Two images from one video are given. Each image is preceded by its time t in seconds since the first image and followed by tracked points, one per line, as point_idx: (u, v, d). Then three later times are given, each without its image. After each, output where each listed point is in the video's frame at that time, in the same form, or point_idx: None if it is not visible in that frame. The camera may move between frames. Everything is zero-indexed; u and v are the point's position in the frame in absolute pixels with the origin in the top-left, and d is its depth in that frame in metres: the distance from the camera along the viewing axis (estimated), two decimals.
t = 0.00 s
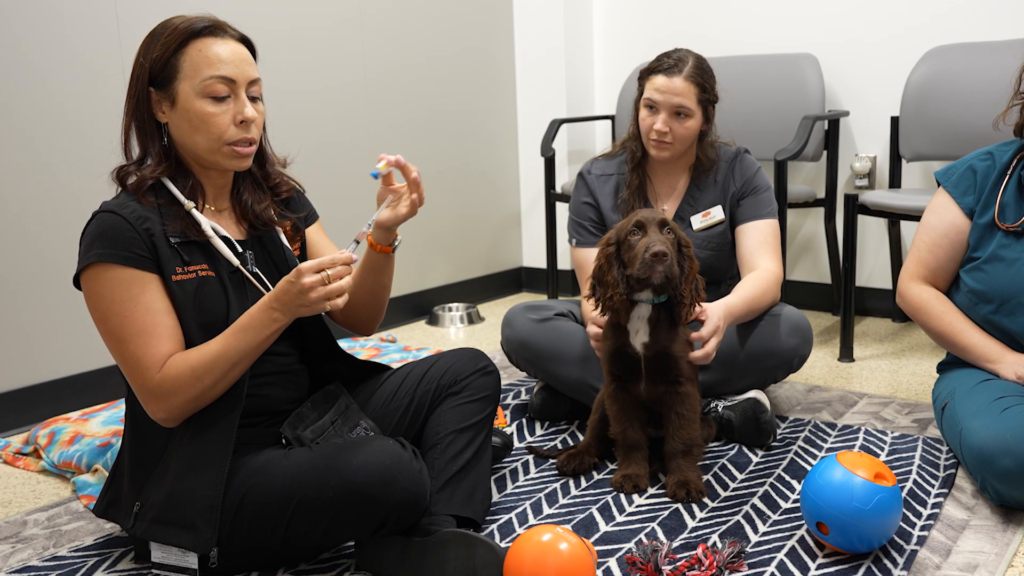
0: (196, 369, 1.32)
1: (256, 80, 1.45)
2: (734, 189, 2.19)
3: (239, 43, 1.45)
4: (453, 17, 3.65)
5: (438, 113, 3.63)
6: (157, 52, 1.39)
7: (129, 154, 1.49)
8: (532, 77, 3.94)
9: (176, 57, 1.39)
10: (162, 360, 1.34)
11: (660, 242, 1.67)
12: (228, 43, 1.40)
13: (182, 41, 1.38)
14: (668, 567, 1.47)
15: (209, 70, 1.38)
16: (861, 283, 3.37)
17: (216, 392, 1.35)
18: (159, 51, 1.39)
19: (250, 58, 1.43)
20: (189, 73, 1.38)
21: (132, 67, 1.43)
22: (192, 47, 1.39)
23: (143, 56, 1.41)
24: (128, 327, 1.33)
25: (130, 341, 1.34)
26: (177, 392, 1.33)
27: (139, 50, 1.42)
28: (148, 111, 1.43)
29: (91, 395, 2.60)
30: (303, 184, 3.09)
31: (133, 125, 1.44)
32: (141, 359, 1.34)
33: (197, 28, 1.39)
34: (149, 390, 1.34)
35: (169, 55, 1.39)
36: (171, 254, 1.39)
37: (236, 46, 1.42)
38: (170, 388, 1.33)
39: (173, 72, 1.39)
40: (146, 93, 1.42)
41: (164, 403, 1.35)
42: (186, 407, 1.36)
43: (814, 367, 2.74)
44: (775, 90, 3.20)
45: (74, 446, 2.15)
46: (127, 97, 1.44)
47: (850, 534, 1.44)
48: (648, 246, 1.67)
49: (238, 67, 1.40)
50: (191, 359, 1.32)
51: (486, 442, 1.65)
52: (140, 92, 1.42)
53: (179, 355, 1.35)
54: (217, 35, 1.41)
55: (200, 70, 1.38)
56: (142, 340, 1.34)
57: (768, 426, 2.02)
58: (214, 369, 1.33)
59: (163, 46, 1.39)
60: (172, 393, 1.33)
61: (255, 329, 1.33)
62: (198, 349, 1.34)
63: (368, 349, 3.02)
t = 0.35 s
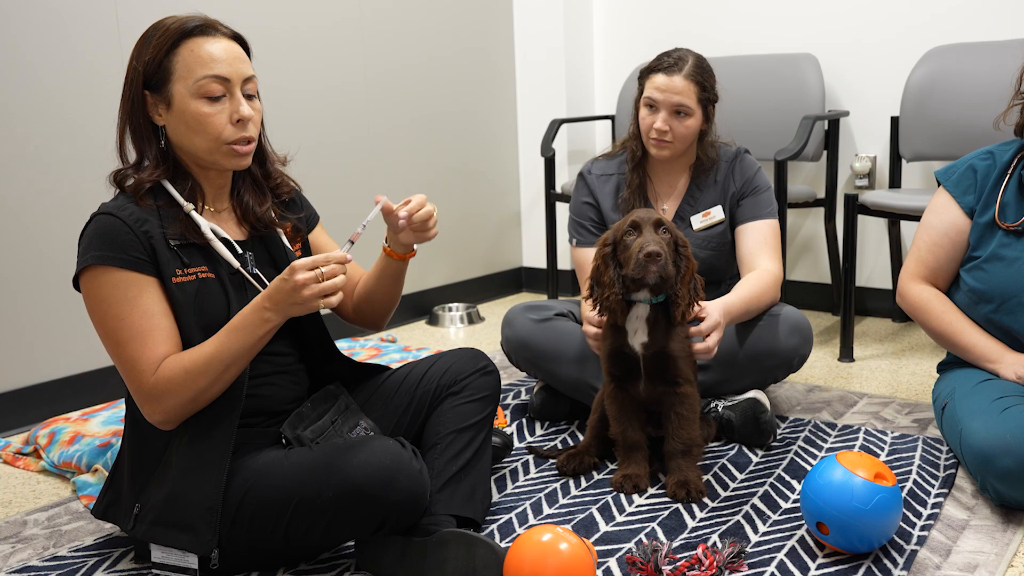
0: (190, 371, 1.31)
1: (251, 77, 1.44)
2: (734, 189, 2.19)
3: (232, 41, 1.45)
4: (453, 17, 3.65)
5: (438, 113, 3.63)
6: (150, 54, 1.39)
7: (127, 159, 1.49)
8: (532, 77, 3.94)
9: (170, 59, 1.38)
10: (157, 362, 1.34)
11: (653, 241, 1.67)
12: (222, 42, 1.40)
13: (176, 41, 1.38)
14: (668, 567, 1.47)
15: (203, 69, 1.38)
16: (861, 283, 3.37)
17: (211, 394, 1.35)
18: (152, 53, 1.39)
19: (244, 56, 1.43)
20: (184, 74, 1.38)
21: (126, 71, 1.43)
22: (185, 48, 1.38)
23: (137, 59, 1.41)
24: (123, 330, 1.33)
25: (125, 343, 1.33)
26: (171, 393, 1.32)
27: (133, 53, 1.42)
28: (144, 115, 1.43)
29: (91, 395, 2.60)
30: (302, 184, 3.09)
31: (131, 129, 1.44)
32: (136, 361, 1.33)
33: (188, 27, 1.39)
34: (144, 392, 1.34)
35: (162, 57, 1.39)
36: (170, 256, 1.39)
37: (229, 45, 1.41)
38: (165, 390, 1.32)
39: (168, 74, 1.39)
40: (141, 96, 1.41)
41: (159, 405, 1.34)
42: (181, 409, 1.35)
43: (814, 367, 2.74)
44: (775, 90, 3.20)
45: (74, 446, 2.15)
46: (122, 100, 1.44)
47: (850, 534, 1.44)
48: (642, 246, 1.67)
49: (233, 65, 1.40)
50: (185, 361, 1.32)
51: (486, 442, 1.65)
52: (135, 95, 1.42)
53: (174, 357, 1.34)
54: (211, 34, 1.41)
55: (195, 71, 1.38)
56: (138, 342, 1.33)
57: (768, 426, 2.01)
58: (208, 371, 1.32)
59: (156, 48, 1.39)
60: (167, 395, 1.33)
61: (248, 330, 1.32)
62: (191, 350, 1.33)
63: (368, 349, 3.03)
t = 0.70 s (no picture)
0: (169, 368, 1.29)
1: (255, 87, 1.43)
2: (734, 189, 2.19)
3: (238, 48, 1.44)
4: (453, 17, 3.65)
5: (438, 113, 3.63)
6: (153, 60, 1.38)
7: (125, 158, 1.49)
8: (533, 77, 3.94)
9: (172, 66, 1.38)
10: (139, 359, 1.32)
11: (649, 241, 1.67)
12: (228, 52, 1.39)
13: (181, 50, 1.37)
14: (668, 567, 1.47)
15: (207, 80, 1.37)
16: (861, 283, 3.37)
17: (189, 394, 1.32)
18: (156, 60, 1.38)
19: (248, 65, 1.42)
20: (186, 83, 1.37)
21: (127, 71, 1.42)
22: (190, 57, 1.37)
23: (139, 62, 1.40)
24: (107, 325, 1.32)
25: (107, 339, 1.33)
26: (150, 391, 1.30)
27: (136, 55, 1.41)
28: (144, 117, 1.42)
29: (91, 395, 2.60)
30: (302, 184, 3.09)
31: (130, 129, 1.44)
32: (117, 357, 1.32)
33: (196, 35, 1.38)
34: (122, 389, 1.32)
35: (165, 64, 1.38)
36: (167, 256, 1.39)
37: (234, 55, 1.40)
38: (143, 387, 1.30)
39: (170, 81, 1.38)
40: (141, 99, 1.41)
41: (137, 402, 1.32)
42: (160, 409, 1.33)
43: (814, 367, 2.74)
44: (775, 90, 3.20)
45: (73, 446, 2.15)
46: (122, 101, 1.44)
47: (850, 534, 1.44)
48: (639, 247, 1.67)
49: (237, 77, 1.39)
50: (165, 358, 1.30)
51: (486, 442, 1.65)
52: (136, 97, 1.41)
53: (153, 355, 1.32)
54: (216, 43, 1.40)
55: (198, 80, 1.37)
56: (121, 338, 1.32)
57: (768, 426, 2.01)
58: (187, 369, 1.29)
59: (159, 55, 1.38)
60: (143, 392, 1.30)
61: (231, 329, 1.30)
62: (173, 348, 1.31)
63: (368, 349, 3.03)
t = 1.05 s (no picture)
0: (164, 366, 1.29)
1: (256, 89, 1.43)
2: (734, 189, 2.19)
3: (239, 50, 1.44)
4: (453, 17, 3.65)
5: (438, 113, 3.63)
6: (155, 61, 1.38)
7: (126, 158, 1.49)
8: (533, 77, 3.94)
9: (174, 68, 1.38)
10: (133, 356, 1.32)
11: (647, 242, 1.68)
12: (229, 54, 1.39)
13: (182, 52, 1.37)
14: (668, 567, 1.47)
15: (208, 82, 1.37)
16: (861, 283, 3.37)
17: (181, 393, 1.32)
18: (157, 61, 1.38)
19: (250, 68, 1.42)
20: (187, 84, 1.37)
21: (128, 72, 1.42)
22: (191, 59, 1.37)
23: (140, 62, 1.40)
24: (101, 320, 1.32)
25: (101, 333, 1.33)
26: (143, 388, 1.30)
27: (137, 55, 1.41)
28: (145, 118, 1.42)
29: (91, 395, 2.60)
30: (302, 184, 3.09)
31: (131, 130, 1.44)
32: (111, 353, 1.32)
33: (197, 37, 1.38)
34: (113, 384, 1.32)
35: (166, 66, 1.38)
36: (167, 255, 1.39)
37: (235, 58, 1.40)
38: (136, 384, 1.30)
39: (171, 83, 1.38)
40: (142, 100, 1.41)
41: (130, 399, 1.32)
42: (152, 406, 1.33)
43: (814, 367, 2.74)
44: (775, 90, 3.20)
45: (74, 446, 2.15)
46: (123, 102, 1.44)
47: (850, 534, 1.44)
48: (637, 248, 1.68)
49: (237, 79, 1.39)
50: (160, 355, 1.30)
51: (486, 442, 1.65)
52: (136, 98, 1.41)
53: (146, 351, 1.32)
54: (218, 45, 1.40)
55: (199, 82, 1.37)
56: (115, 335, 1.32)
57: (768, 426, 2.01)
58: (182, 368, 1.29)
59: (160, 56, 1.37)
60: (135, 388, 1.30)
61: (227, 329, 1.30)
62: (169, 346, 1.31)
63: (368, 349, 3.03)
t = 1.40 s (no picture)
0: (162, 368, 1.29)
1: (257, 91, 1.44)
2: (734, 189, 2.19)
3: (241, 51, 1.44)
4: (453, 17, 3.65)
5: (438, 113, 3.63)
6: (156, 62, 1.38)
7: (127, 159, 1.49)
8: (533, 77, 3.94)
9: (175, 68, 1.38)
10: (130, 356, 1.32)
11: (635, 251, 1.66)
12: (230, 55, 1.39)
13: (184, 53, 1.37)
14: (668, 567, 1.47)
15: (209, 83, 1.37)
16: (861, 283, 3.37)
17: (178, 396, 1.32)
18: (158, 62, 1.38)
19: (251, 69, 1.42)
20: (188, 85, 1.37)
21: (130, 72, 1.42)
22: (193, 60, 1.37)
23: (142, 63, 1.40)
24: (100, 319, 1.32)
25: (99, 333, 1.33)
26: (140, 389, 1.30)
27: (139, 55, 1.41)
28: (146, 118, 1.42)
29: (91, 395, 2.60)
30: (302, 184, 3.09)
31: (132, 130, 1.44)
32: (109, 353, 1.32)
33: (199, 37, 1.38)
34: (109, 384, 1.32)
35: (168, 66, 1.38)
36: (167, 256, 1.40)
37: (237, 58, 1.40)
38: (133, 385, 1.30)
39: (172, 83, 1.38)
40: (143, 100, 1.41)
41: (125, 400, 1.32)
42: (148, 407, 1.33)
43: (814, 367, 2.74)
44: (774, 90, 3.20)
45: (74, 446, 2.15)
46: (124, 102, 1.43)
47: (850, 534, 1.44)
48: (624, 256, 1.66)
49: (239, 80, 1.39)
50: (158, 357, 1.30)
51: (486, 442, 1.65)
52: (138, 99, 1.41)
53: (144, 353, 1.32)
54: (220, 45, 1.40)
55: (200, 83, 1.37)
56: (113, 334, 1.32)
57: (768, 426, 2.01)
58: (180, 371, 1.29)
59: (162, 56, 1.38)
60: (132, 389, 1.31)
61: (225, 333, 1.30)
62: (167, 348, 1.31)
63: (368, 349, 3.03)
